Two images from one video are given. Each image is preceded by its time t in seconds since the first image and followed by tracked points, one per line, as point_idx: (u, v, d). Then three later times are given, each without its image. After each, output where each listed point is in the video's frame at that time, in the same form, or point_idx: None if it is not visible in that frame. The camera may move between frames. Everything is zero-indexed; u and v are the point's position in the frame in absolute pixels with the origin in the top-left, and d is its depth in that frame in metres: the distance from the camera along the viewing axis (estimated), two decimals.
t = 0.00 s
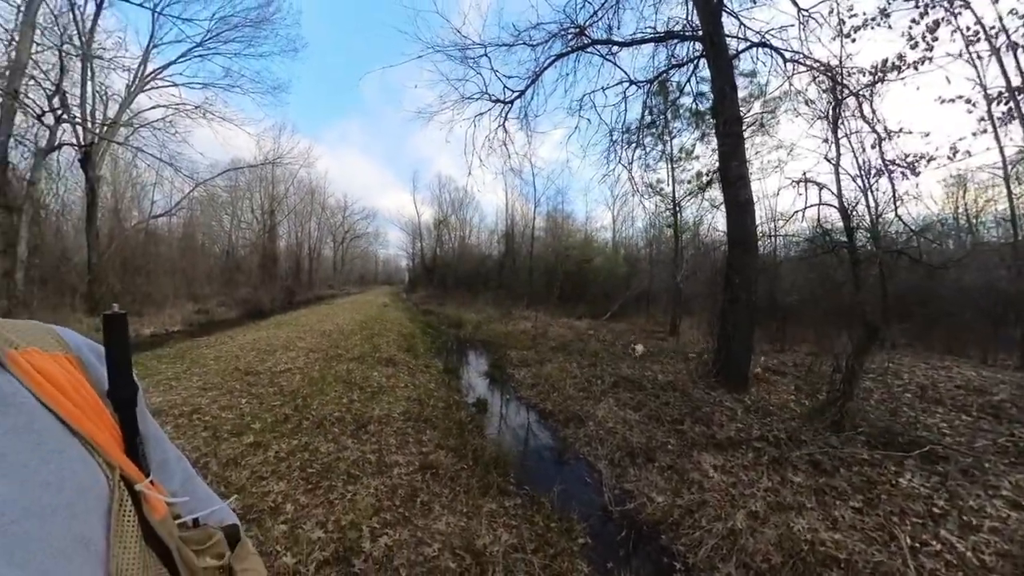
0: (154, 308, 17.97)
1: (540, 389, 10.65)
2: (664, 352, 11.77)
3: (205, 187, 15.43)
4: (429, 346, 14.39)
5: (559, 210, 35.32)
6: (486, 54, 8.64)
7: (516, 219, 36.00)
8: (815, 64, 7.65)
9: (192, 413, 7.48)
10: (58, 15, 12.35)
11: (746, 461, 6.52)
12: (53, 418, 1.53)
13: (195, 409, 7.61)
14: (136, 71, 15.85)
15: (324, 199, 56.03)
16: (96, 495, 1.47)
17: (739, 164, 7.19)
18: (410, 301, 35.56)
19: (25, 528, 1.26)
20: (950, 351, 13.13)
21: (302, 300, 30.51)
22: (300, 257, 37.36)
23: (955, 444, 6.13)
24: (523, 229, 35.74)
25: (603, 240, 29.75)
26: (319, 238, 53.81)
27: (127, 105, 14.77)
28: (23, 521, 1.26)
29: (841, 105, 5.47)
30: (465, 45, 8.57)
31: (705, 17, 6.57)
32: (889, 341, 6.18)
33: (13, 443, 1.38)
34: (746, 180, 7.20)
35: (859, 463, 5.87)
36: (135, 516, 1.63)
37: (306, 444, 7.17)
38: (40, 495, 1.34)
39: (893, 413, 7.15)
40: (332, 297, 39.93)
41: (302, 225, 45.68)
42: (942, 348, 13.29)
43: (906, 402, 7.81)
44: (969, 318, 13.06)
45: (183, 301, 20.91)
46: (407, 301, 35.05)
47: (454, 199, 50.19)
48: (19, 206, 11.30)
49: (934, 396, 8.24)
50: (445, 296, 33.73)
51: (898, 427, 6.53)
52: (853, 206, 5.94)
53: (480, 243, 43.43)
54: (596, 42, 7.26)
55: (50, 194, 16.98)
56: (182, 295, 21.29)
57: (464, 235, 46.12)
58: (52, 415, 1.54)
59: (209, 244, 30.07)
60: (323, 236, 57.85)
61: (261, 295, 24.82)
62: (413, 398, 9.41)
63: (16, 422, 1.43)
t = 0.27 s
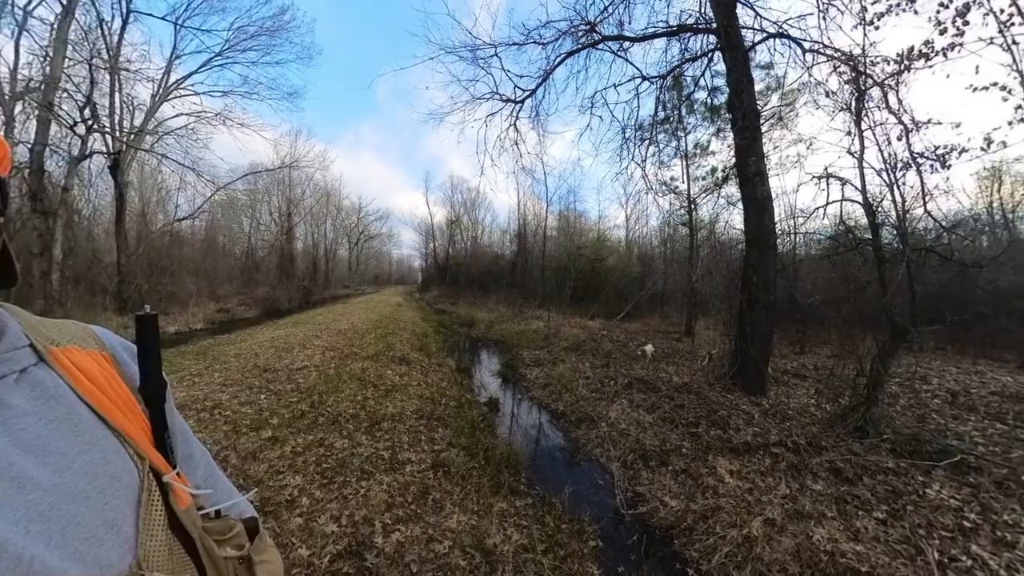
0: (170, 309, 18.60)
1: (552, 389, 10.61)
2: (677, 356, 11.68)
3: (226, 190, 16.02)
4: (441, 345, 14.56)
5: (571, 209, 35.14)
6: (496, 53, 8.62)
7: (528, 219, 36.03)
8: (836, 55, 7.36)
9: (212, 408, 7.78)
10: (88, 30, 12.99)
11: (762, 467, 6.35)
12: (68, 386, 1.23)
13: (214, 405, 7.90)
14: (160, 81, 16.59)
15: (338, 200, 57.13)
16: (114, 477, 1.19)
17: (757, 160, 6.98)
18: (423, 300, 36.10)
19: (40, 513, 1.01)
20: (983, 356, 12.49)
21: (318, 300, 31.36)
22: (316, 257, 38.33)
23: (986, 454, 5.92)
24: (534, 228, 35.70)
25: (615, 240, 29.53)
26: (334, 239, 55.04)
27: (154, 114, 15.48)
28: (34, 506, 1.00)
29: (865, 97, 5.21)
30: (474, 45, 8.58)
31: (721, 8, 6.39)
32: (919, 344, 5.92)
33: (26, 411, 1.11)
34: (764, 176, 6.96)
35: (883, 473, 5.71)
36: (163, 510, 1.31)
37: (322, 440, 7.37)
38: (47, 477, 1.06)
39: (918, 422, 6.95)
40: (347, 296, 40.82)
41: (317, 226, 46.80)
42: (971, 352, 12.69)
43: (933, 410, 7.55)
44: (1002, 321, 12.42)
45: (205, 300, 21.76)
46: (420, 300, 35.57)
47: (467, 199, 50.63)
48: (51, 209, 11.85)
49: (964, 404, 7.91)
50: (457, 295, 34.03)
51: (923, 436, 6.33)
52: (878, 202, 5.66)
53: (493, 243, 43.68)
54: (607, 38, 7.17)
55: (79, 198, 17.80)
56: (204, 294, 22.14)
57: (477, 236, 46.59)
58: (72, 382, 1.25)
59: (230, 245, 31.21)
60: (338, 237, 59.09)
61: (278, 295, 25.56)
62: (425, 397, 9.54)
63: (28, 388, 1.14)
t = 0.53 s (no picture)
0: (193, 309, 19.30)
1: (565, 389, 10.56)
2: (692, 358, 11.48)
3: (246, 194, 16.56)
4: (455, 344, 14.69)
5: (583, 208, 34.88)
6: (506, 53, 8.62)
7: (540, 218, 35.98)
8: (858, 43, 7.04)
9: (234, 404, 8.06)
10: (119, 43, 13.64)
11: (780, 472, 6.15)
12: (104, 381, 1.24)
13: (236, 401, 8.20)
14: (184, 90, 17.28)
15: (353, 202, 58.22)
16: (149, 469, 1.20)
17: (775, 155, 6.77)
18: (436, 300, 36.50)
19: (79, 503, 1.03)
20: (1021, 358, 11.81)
21: (335, 300, 32.10)
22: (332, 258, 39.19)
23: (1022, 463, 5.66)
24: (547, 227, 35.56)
25: (629, 238, 29.20)
26: (349, 240, 56.08)
27: (176, 122, 16.10)
28: (74, 498, 1.03)
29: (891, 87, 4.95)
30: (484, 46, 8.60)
31: None
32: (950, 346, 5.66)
33: (66, 403, 1.12)
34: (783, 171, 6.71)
35: (909, 482, 5.51)
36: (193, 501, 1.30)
37: (337, 437, 7.56)
38: (86, 467, 1.08)
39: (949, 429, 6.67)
40: (363, 296, 41.58)
41: (332, 227, 47.74)
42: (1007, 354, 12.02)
43: (965, 415, 7.23)
44: None
45: (226, 300, 22.51)
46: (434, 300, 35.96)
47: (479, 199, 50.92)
48: (86, 214, 12.45)
49: (1001, 411, 7.51)
50: (470, 295, 34.22)
51: (952, 444, 6.07)
52: (905, 197, 5.39)
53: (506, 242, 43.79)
54: (618, 34, 7.08)
55: (110, 203, 18.65)
56: (225, 295, 22.95)
57: (490, 236, 46.86)
58: (104, 377, 1.25)
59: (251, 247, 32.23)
60: (353, 238, 60.20)
61: (296, 295, 26.26)
62: (438, 395, 9.65)
63: (67, 382, 1.15)
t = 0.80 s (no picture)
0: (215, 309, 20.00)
1: (577, 390, 10.50)
2: (707, 359, 11.26)
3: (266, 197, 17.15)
4: (467, 343, 14.83)
5: (596, 206, 34.59)
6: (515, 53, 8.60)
7: (553, 217, 35.93)
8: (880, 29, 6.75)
9: (254, 400, 8.36)
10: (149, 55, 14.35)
11: (798, 478, 5.98)
12: (138, 375, 1.34)
13: (256, 397, 8.49)
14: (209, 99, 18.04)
15: (366, 204, 59.34)
16: (179, 455, 1.28)
17: (793, 148, 6.57)
18: (450, 299, 36.88)
19: (118, 484, 1.10)
20: None
21: (351, 300, 32.85)
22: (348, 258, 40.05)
23: None
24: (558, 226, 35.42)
25: (642, 237, 28.92)
26: (364, 241, 57.13)
27: (197, 131, 16.77)
28: (114, 479, 1.10)
29: (915, 75, 4.72)
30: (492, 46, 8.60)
31: None
32: (982, 348, 5.45)
33: (106, 393, 1.21)
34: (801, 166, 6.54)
35: (936, 492, 5.30)
36: (218, 489, 1.39)
37: (353, 432, 7.75)
38: (124, 452, 1.16)
39: (982, 436, 6.36)
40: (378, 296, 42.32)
41: (347, 228, 48.72)
42: None
43: (999, 421, 6.88)
44: None
45: (247, 300, 23.30)
46: (447, 299, 36.39)
47: (492, 199, 51.17)
48: (118, 218, 13.07)
49: None
50: (482, 294, 34.41)
51: (985, 454, 5.81)
52: (933, 190, 5.13)
53: (518, 242, 43.86)
54: (629, 30, 6.99)
55: (139, 208, 19.52)
56: (244, 295, 23.74)
57: (503, 235, 47.17)
58: (139, 372, 1.35)
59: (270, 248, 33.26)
60: (367, 239, 61.30)
61: (313, 295, 26.98)
62: (451, 394, 9.77)
63: (106, 374, 1.24)
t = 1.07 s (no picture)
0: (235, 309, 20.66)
1: (589, 391, 10.41)
2: (723, 362, 10.96)
3: (285, 200, 17.73)
4: (479, 343, 14.93)
5: (609, 205, 34.25)
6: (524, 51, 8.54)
7: (566, 216, 35.78)
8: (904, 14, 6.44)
9: (271, 397, 8.60)
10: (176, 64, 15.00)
11: (818, 487, 5.75)
12: (158, 374, 1.41)
13: (274, 394, 8.75)
14: (231, 105, 18.74)
15: (379, 206, 60.37)
16: (197, 451, 1.36)
17: (814, 143, 6.36)
18: (463, 299, 37.19)
19: (141, 478, 1.18)
20: None
21: (365, 299, 33.52)
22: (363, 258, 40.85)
23: None
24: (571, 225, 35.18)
25: (657, 236, 28.51)
26: (378, 241, 58.08)
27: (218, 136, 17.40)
28: (137, 473, 1.18)
29: (946, 61, 4.45)
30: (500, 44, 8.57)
31: None
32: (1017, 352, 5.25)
33: (130, 390, 1.28)
34: (823, 160, 6.34)
35: (968, 506, 5.03)
36: (233, 484, 1.47)
37: (366, 430, 7.92)
38: (147, 448, 1.24)
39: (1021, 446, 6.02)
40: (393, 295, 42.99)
41: (362, 229, 49.63)
42: None
43: None
44: None
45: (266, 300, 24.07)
46: (460, 299, 36.71)
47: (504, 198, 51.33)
48: (145, 222, 13.68)
49: None
50: (495, 294, 34.50)
51: None
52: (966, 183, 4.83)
53: (531, 241, 43.85)
54: (640, 24, 6.87)
55: (163, 211, 20.37)
56: (262, 295, 24.52)
57: (516, 235, 47.35)
58: (160, 370, 1.43)
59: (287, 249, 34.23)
60: (382, 241, 62.34)
61: (329, 294, 27.64)
62: (463, 393, 9.85)
63: (130, 373, 1.31)
